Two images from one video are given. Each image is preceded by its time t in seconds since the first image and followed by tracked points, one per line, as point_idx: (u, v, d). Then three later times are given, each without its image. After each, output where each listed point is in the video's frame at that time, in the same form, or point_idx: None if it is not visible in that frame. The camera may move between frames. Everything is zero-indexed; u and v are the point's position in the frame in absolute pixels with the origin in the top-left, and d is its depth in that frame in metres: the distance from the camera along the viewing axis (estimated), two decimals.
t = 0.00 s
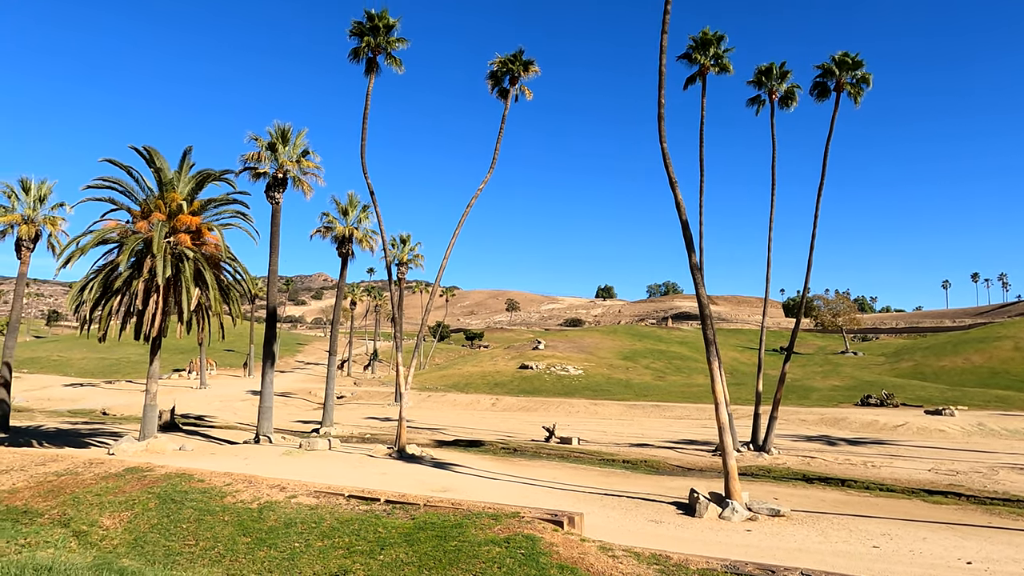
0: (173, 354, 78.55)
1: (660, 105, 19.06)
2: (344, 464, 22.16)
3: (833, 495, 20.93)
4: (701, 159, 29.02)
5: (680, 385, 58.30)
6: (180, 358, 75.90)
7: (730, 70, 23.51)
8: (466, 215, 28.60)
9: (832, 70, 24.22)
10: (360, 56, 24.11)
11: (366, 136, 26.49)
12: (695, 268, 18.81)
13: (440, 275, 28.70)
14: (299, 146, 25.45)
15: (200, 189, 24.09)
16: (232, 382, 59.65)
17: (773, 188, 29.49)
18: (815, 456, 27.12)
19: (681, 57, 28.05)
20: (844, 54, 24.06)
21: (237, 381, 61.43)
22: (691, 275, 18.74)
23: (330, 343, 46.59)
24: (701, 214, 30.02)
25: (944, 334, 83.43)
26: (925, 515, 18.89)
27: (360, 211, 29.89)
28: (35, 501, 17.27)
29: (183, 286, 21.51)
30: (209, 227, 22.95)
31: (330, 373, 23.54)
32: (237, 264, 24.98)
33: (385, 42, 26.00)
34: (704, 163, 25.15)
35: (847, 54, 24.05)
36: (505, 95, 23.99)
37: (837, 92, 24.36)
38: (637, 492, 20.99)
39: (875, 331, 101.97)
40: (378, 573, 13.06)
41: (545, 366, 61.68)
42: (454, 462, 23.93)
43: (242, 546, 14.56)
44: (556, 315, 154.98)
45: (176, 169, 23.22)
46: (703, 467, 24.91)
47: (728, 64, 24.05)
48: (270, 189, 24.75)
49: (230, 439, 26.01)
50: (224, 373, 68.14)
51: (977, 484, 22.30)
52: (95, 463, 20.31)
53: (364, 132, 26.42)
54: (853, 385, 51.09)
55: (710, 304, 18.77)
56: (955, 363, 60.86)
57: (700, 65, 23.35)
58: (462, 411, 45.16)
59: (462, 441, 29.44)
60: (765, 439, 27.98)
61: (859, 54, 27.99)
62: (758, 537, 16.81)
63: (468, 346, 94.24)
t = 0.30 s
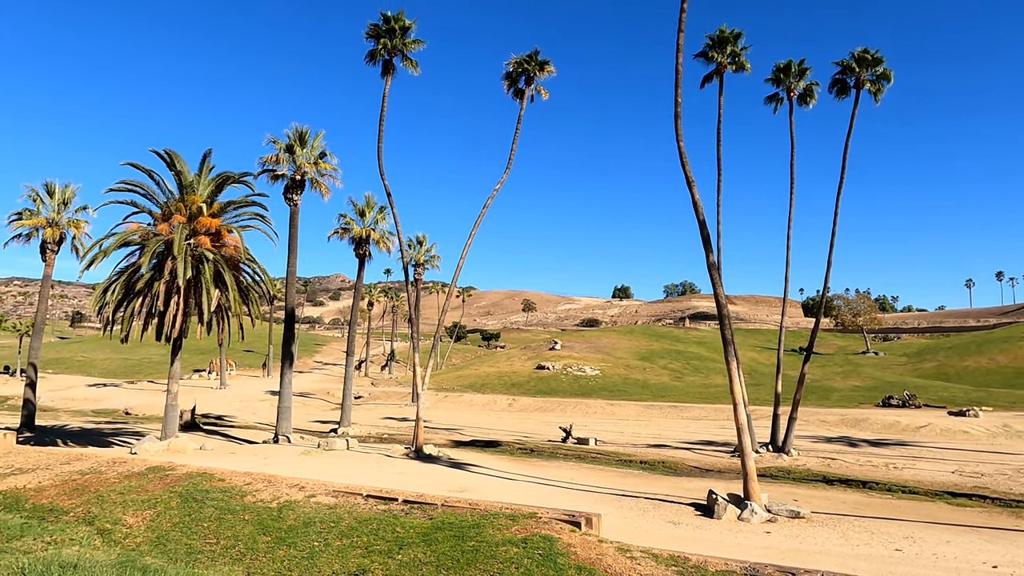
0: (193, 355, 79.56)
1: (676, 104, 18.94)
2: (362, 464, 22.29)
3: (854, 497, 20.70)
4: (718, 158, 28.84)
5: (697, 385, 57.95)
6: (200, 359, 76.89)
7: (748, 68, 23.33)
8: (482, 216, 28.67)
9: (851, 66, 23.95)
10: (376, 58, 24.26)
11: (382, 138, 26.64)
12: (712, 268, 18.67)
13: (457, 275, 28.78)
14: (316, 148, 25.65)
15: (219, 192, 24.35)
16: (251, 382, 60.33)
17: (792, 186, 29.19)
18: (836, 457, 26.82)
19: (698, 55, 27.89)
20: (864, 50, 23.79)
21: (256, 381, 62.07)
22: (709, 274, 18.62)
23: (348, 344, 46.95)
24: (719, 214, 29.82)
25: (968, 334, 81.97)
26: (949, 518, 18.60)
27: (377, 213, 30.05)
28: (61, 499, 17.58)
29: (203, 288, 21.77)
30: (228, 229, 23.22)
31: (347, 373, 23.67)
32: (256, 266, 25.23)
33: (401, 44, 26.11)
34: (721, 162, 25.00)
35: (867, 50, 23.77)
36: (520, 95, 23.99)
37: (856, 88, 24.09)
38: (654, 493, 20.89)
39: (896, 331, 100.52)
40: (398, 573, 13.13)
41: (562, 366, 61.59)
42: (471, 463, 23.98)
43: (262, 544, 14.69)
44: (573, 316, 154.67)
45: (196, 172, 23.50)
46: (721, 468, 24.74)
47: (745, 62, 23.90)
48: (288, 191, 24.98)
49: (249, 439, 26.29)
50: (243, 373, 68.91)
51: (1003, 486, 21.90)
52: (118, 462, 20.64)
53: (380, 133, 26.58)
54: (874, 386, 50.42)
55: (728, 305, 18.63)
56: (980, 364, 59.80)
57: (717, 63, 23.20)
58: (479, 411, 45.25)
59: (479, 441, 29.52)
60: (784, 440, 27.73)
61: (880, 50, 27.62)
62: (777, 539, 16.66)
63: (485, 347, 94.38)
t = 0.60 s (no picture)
0: (214, 356, 80.64)
1: (694, 102, 18.83)
2: (381, 464, 22.40)
3: (876, 499, 20.44)
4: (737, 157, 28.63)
5: (716, 386, 57.56)
6: (221, 359, 77.90)
7: (766, 66, 23.12)
8: (498, 217, 28.75)
9: (872, 63, 23.65)
10: (393, 60, 24.40)
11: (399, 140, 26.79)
12: (731, 267, 18.53)
13: (474, 276, 28.85)
14: (334, 150, 25.85)
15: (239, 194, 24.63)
16: (271, 382, 61.01)
17: (812, 184, 28.90)
18: (858, 459, 26.51)
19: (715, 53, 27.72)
20: (885, 46, 23.49)
21: (275, 381, 62.76)
22: (728, 274, 18.49)
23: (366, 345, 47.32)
24: (738, 213, 29.61)
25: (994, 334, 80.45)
26: (975, 521, 18.30)
27: (394, 214, 30.21)
28: (86, 498, 17.90)
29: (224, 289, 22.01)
30: (248, 231, 23.49)
31: (365, 375, 23.78)
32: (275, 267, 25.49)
33: (417, 46, 26.24)
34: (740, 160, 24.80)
35: (888, 46, 23.47)
36: (536, 96, 23.99)
37: (877, 85, 23.79)
38: (673, 494, 20.79)
39: (920, 330, 98.94)
40: (417, 572, 13.18)
41: (579, 367, 61.49)
42: (489, 463, 24.05)
43: (283, 544, 14.84)
44: (590, 316, 154.32)
45: (216, 175, 23.79)
46: (740, 470, 24.54)
47: (764, 60, 23.73)
48: (306, 193, 25.20)
49: (269, 438, 26.57)
50: (263, 374, 69.69)
51: None
52: (142, 461, 20.97)
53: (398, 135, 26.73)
54: (897, 387, 49.73)
55: (747, 305, 18.46)
56: (1006, 364, 58.72)
57: (735, 61, 23.06)
58: (496, 411, 45.33)
59: (496, 441, 29.60)
60: (804, 441, 27.42)
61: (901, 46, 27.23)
62: (798, 541, 16.49)
63: (502, 347, 94.53)
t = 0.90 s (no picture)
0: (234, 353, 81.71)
1: (712, 98, 18.68)
2: (399, 461, 22.55)
3: (899, 499, 20.19)
4: (756, 153, 28.39)
5: (734, 384, 57.17)
6: (241, 357, 78.90)
7: (785, 61, 22.90)
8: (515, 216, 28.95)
9: (893, 56, 23.34)
10: (410, 59, 24.47)
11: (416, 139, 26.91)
12: (750, 265, 18.39)
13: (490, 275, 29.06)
14: (351, 149, 26.00)
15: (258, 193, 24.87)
16: (290, 380, 61.64)
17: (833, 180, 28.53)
18: (879, 458, 26.19)
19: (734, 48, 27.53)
20: (906, 40, 23.16)
21: (294, 379, 63.44)
22: (747, 271, 18.36)
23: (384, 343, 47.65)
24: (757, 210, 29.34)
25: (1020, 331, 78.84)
26: (1000, 522, 18.00)
27: (411, 212, 30.32)
28: (111, 493, 18.22)
29: (243, 287, 22.31)
30: (267, 229, 23.75)
31: (383, 372, 23.89)
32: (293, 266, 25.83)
33: (433, 44, 26.31)
34: (759, 156, 24.56)
35: (910, 39, 23.13)
36: (553, 94, 23.95)
37: (899, 79, 23.45)
38: (691, 492, 20.70)
39: (943, 328, 97.32)
40: (437, 569, 13.25)
41: (596, 365, 61.39)
42: (506, 461, 24.11)
43: (303, 540, 15.00)
44: (607, 314, 154.00)
45: (236, 174, 24.03)
46: (759, 468, 24.37)
47: (783, 55, 23.53)
48: (324, 192, 25.39)
49: (288, 435, 26.85)
50: (282, 371, 70.44)
51: None
52: (165, 457, 21.30)
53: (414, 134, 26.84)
54: (920, 385, 49.05)
55: (766, 303, 18.30)
56: None
57: (753, 56, 22.90)
58: (513, 409, 45.41)
59: (513, 439, 29.64)
60: (824, 440, 27.15)
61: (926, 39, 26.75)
62: (818, 540, 16.34)
63: (518, 345, 94.65)
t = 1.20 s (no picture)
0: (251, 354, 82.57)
1: (728, 97, 18.57)
2: (415, 461, 22.64)
3: (919, 502, 19.92)
4: (772, 152, 28.18)
5: (750, 385, 56.80)
6: (258, 358, 79.73)
7: (802, 59, 22.76)
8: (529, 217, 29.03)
9: (912, 53, 23.08)
10: (424, 61, 24.55)
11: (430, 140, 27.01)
12: (767, 264, 18.25)
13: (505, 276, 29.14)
14: (366, 151, 26.17)
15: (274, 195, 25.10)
16: (306, 380, 62.16)
17: (851, 179, 28.22)
18: (899, 460, 25.87)
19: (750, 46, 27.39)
20: (926, 36, 22.91)
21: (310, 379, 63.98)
22: (764, 271, 18.21)
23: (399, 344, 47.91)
24: (774, 209, 29.12)
25: None
26: None
27: (426, 213, 30.41)
28: (132, 492, 18.45)
29: (260, 289, 22.50)
30: (283, 231, 23.97)
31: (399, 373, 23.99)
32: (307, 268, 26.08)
33: (448, 46, 26.40)
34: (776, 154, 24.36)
35: (929, 36, 22.88)
36: (567, 94, 23.93)
37: (918, 76, 23.20)
38: (708, 494, 20.57)
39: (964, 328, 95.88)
40: (455, 570, 13.27)
41: (611, 365, 61.26)
42: (521, 461, 24.12)
43: (321, 540, 15.07)
44: (622, 314, 153.59)
45: (252, 176, 24.27)
46: (777, 470, 24.15)
47: (799, 53, 23.39)
48: (340, 193, 25.55)
49: (304, 435, 27.07)
50: (298, 372, 71.04)
51: None
52: (184, 457, 21.54)
53: (428, 135, 26.94)
54: (941, 386, 48.37)
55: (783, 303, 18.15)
56: None
57: (769, 55, 22.79)
58: (528, 410, 45.43)
59: (529, 440, 29.66)
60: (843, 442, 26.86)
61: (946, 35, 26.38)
62: (838, 543, 16.16)
63: (532, 345, 94.70)
